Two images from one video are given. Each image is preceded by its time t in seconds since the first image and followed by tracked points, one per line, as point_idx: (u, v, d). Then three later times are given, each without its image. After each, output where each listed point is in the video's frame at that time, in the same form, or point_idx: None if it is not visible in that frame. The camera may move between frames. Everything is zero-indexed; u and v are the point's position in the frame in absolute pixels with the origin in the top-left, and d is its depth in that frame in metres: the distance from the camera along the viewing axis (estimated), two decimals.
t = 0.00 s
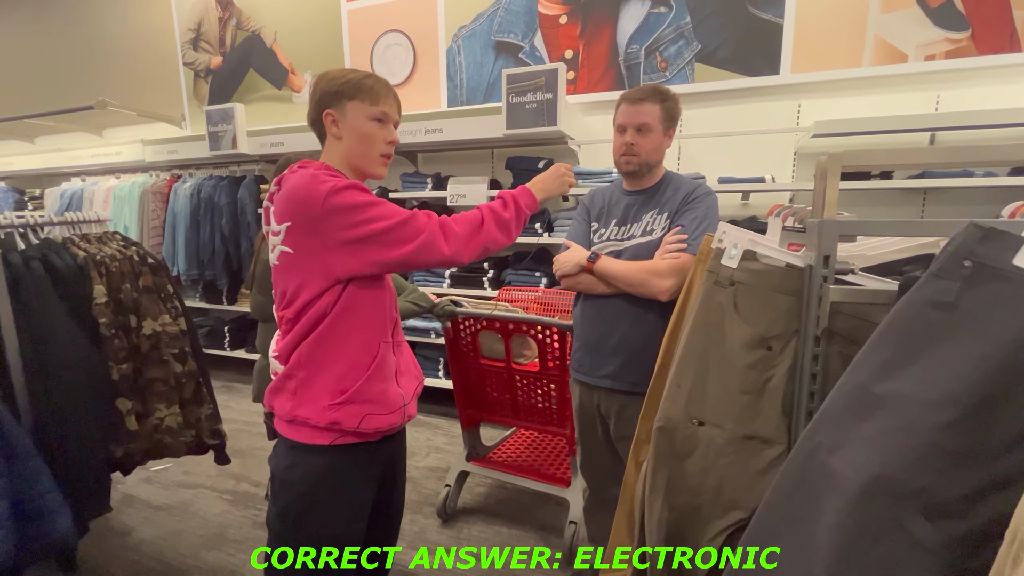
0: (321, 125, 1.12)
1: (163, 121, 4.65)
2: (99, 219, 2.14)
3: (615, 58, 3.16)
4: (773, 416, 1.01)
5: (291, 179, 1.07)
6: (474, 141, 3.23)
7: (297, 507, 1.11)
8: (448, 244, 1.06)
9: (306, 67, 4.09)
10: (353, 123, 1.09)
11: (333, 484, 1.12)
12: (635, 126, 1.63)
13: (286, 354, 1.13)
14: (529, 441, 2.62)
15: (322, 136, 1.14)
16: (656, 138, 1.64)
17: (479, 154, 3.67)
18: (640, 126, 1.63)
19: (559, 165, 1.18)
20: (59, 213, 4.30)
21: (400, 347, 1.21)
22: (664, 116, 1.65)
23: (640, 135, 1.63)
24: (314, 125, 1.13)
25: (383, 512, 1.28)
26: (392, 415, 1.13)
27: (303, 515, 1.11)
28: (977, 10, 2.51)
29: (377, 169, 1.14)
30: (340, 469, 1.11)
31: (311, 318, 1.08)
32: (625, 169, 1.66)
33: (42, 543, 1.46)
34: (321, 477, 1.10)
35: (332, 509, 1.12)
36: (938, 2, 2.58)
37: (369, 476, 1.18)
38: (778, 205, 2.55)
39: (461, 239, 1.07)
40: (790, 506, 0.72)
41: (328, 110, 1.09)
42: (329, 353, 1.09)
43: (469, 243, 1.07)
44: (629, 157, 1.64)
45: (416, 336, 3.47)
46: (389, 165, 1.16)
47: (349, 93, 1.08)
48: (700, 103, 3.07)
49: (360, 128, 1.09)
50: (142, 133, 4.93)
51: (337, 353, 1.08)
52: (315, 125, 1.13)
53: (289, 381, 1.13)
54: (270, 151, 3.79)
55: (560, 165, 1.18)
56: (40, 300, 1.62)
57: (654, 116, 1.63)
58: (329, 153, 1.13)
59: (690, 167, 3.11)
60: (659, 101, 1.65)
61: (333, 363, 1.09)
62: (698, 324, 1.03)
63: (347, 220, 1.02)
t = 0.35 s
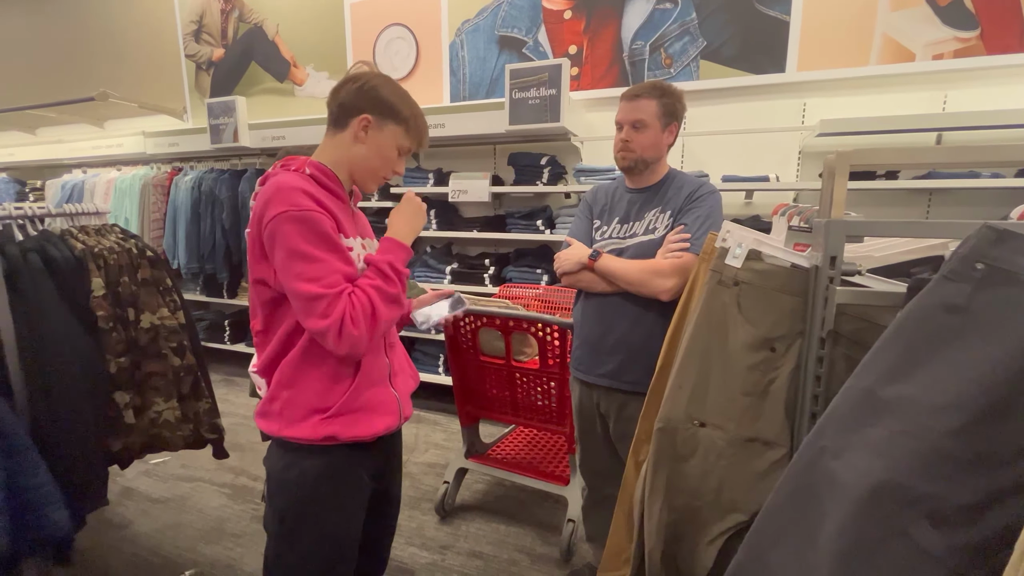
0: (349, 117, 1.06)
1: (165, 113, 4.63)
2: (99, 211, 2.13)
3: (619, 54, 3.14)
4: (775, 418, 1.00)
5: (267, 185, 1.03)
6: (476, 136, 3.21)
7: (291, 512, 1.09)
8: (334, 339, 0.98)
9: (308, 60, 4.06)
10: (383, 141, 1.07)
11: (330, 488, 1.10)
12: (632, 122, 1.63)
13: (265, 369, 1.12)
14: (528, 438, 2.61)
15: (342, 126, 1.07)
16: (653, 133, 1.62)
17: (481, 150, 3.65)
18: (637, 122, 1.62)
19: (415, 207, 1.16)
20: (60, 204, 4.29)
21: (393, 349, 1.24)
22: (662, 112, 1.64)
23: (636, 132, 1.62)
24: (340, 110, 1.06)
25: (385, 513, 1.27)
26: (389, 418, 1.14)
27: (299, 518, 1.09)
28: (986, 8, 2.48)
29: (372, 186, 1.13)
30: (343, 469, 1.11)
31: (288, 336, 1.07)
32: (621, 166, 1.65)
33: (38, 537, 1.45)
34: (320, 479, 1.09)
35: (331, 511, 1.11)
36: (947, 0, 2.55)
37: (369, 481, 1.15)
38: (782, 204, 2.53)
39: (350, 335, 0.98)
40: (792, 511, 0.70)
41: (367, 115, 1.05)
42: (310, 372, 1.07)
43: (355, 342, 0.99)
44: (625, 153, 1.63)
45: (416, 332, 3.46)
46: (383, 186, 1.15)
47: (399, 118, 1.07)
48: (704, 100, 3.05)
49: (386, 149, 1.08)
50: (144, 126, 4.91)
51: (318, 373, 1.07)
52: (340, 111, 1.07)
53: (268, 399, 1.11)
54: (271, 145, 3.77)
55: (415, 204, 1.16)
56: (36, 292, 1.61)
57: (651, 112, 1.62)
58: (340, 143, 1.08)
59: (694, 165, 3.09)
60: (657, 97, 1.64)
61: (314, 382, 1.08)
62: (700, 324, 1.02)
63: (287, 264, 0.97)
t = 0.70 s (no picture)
0: (314, 101, 1.00)
1: (176, 111, 4.66)
2: (112, 208, 2.15)
3: (629, 52, 3.12)
4: (789, 421, 0.99)
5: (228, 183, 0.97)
6: (485, 135, 3.21)
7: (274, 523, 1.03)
8: (314, 347, 0.93)
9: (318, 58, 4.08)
10: (355, 121, 1.02)
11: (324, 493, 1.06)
12: (641, 122, 1.62)
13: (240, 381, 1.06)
14: (535, 438, 2.60)
15: (307, 111, 1.02)
16: (663, 132, 1.61)
17: (490, 148, 3.64)
18: (646, 121, 1.61)
19: (390, 196, 1.11)
20: (73, 200, 4.33)
21: (376, 353, 1.19)
22: (672, 111, 1.63)
23: (646, 131, 1.61)
24: (302, 96, 1.01)
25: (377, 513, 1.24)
26: (373, 430, 1.10)
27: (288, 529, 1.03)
28: (1004, 6, 2.45)
29: (351, 172, 1.08)
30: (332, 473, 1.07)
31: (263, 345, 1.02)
32: (630, 165, 1.64)
33: (54, 530, 1.46)
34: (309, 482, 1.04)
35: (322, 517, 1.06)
36: None
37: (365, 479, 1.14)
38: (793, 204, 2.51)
39: (329, 343, 0.93)
40: (809, 515, 0.70)
41: (332, 96, 0.99)
42: (288, 384, 1.02)
43: (339, 348, 0.95)
44: (635, 153, 1.62)
45: (424, 330, 3.46)
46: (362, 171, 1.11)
47: (367, 94, 1.02)
48: (715, 99, 3.02)
49: (360, 129, 1.03)
50: (156, 124, 4.95)
51: (298, 384, 1.02)
52: (302, 95, 1.01)
53: (244, 415, 1.05)
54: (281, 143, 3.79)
55: (390, 190, 1.12)
56: (51, 287, 1.62)
57: (660, 111, 1.61)
58: (309, 133, 1.02)
59: (704, 165, 3.07)
60: (667, 96, 1.63)
61: (293, 394, 1.02)
62: (713, 325, 1.00)
63: (256, 271, 0.91)
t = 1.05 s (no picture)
0: (265, 96, 0.89)
1: (191, 115, 4.73)
2: (130, 210, 2.19)
3: (639, 55, 3.12)
4: (800, 422, 0.98)
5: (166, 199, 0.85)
6: (495, 138, 3.22)
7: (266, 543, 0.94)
8: (281, 370, 0.84)
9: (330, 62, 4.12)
10: (314, 116, 0.91)
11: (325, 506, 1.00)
12: (651, 124, 1.61)
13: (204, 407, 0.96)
14: (544, 439, 2.60)
15: (258, 108, 0.90)
16: (673, 134, 1.61)
17: (499, 151, 3.66)
18: (657, 124, 1.61)
19: (359, 197, 1.00)
20: (91, 203, 4.40)
21: (356, 362, 1.10)
22: (681, 113, 1.63)
23: (656, 133, 1.61)
24: (253, 91, 0.89)
25: (378, 524, 1.17)
26: (357, 444, 1.02)
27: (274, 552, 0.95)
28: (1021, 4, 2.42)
29: (315, 174, 0.97)
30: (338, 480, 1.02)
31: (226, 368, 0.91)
32: (641, 167, 1.64)
33: (74, 524, 1.49)
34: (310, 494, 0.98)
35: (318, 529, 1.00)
36: None
37: (361, 497, 1.06)
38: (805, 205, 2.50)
39: (298, 364, 0.84)
40: (820, 516, 0.69)
41: (286, 88, 0.88)
42: (257, 408, 0.92)
43: (308, 368, 0.86)
44: (645, 155, 1.62)
45: (433, 331, 3.48)
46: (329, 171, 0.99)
47: (326, 85, 0.91)
48: (726, 100, 3.01)
49: (321, 125, 0.92)
50: (172, 128, 5.03)
51: (268, 408, 0.92)
52: (252, 90, 0.89)
53: (212, 443, 0.95)
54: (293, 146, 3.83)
55: (357, 189, 1.00)
56: (73, 288, 1.66)
57: (670, 113, 1.61)
58: (264, 131, 0.91)
59: (714, 166, 3.06)
60: (677, 98, 1.63)
61: (263, 419, 0.92)
62: (723, 326, 1.01)
63: (205, 293, 0.80)
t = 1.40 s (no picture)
0: (235, 107, 0.90)
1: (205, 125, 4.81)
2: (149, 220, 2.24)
3: (646, 62, 3.14)
4: (810, 429, 0.99)
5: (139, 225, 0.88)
6: (503, 145, 3.24)
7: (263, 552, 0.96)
8: (248, 391, 0.84)
9: (341, 72, 4.17)
10: (283, 121, 0.90)
11: (324, 517, 1.01)
12: (661, 131, 1.62)
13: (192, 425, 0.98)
14: (553, 445, 2.60)
15: (231, 120, 0.91)
16: (683, 142, 1.62)
17: (508, 158, 3.68)
18: (667, 132, 1.62)
19: (333, 205, 0.93)
20: (109, 212, 4.48)
21: (353, 373, 1.10)
22: (691, 121, 1.64)
23: (665, 141, 1.62)
24: (221, 104, 0.91)
25: (381, 531, 1.17)
26: (349, 458, 1.02)
27: (270, 559, 0.96)
28: None
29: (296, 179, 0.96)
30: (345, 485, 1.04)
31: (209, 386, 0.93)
32: (650, 175, 1.65)
33: (92, 525, 1.54)
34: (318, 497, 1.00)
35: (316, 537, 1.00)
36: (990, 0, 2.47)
37: (350, 511, 1.06)
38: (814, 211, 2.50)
39: (265, 385, 0.83)
40: (830, 522, 0.69)
41: (250, 96, 0.88)
42: (240, 426, 0.92)
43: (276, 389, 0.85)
44: (654, 163, 1.62)
45: (443, 337, 3.49)
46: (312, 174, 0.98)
47: (291, 86, 0.90)
48: (735, 107, 3.02)
49: (292, 128, 0.91)
50: (187, 137, 5.11)
51: (249, 427, 0.93)
52: (222, 104, 0.91)
53: (204, 460, 0.97)
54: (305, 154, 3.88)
55: (332, 199, 0.94)
56: (93, 296, 1.70)
57: (680, 121, 1.62)
58: (238, 143, 0.92)
59: (723, 172, 3.06)
60: (686, 107, 1.64)
61: (245, 436, 0.93)
62: (732, 333, 1.01)
63: (174, 317, 0.83)
